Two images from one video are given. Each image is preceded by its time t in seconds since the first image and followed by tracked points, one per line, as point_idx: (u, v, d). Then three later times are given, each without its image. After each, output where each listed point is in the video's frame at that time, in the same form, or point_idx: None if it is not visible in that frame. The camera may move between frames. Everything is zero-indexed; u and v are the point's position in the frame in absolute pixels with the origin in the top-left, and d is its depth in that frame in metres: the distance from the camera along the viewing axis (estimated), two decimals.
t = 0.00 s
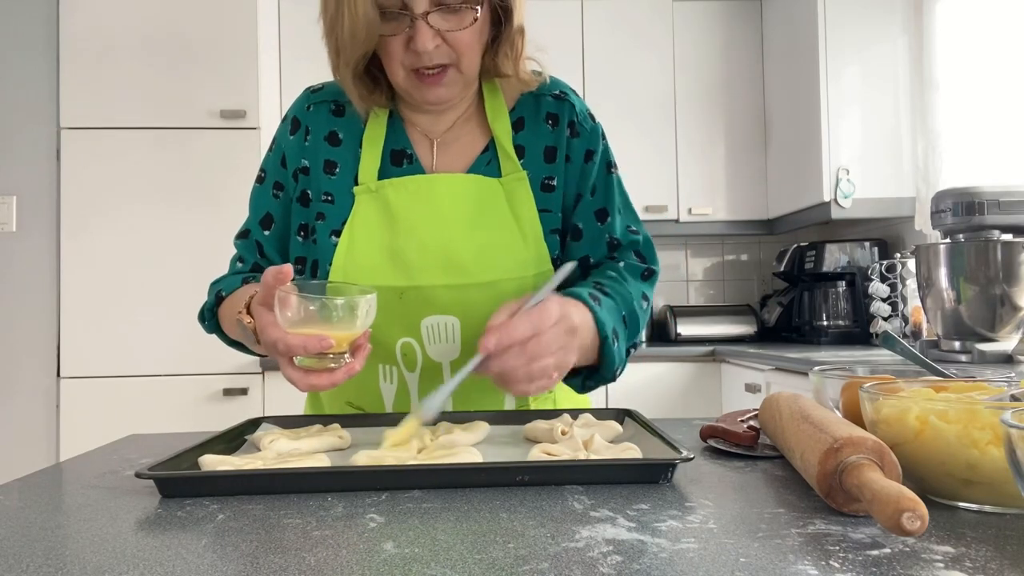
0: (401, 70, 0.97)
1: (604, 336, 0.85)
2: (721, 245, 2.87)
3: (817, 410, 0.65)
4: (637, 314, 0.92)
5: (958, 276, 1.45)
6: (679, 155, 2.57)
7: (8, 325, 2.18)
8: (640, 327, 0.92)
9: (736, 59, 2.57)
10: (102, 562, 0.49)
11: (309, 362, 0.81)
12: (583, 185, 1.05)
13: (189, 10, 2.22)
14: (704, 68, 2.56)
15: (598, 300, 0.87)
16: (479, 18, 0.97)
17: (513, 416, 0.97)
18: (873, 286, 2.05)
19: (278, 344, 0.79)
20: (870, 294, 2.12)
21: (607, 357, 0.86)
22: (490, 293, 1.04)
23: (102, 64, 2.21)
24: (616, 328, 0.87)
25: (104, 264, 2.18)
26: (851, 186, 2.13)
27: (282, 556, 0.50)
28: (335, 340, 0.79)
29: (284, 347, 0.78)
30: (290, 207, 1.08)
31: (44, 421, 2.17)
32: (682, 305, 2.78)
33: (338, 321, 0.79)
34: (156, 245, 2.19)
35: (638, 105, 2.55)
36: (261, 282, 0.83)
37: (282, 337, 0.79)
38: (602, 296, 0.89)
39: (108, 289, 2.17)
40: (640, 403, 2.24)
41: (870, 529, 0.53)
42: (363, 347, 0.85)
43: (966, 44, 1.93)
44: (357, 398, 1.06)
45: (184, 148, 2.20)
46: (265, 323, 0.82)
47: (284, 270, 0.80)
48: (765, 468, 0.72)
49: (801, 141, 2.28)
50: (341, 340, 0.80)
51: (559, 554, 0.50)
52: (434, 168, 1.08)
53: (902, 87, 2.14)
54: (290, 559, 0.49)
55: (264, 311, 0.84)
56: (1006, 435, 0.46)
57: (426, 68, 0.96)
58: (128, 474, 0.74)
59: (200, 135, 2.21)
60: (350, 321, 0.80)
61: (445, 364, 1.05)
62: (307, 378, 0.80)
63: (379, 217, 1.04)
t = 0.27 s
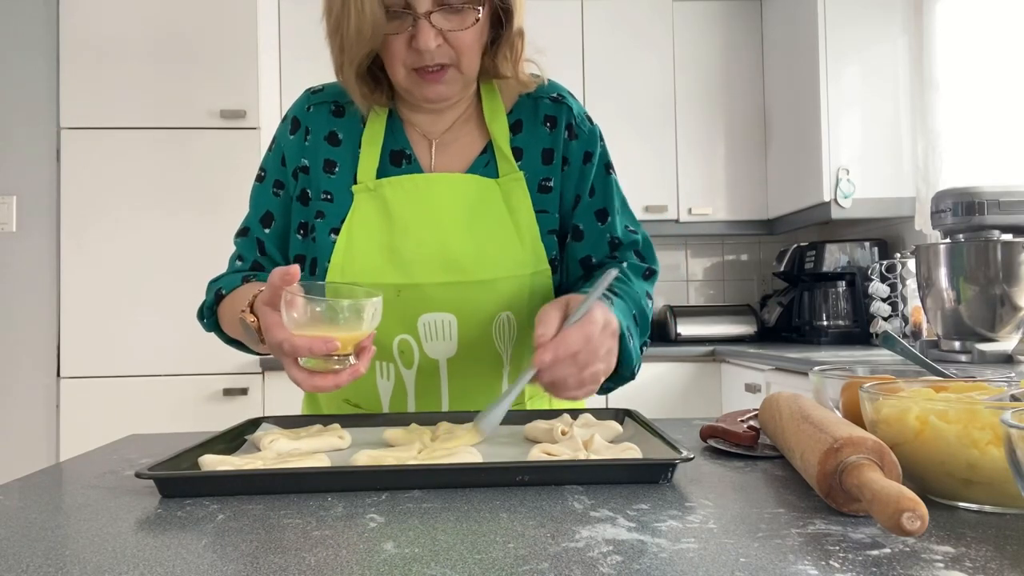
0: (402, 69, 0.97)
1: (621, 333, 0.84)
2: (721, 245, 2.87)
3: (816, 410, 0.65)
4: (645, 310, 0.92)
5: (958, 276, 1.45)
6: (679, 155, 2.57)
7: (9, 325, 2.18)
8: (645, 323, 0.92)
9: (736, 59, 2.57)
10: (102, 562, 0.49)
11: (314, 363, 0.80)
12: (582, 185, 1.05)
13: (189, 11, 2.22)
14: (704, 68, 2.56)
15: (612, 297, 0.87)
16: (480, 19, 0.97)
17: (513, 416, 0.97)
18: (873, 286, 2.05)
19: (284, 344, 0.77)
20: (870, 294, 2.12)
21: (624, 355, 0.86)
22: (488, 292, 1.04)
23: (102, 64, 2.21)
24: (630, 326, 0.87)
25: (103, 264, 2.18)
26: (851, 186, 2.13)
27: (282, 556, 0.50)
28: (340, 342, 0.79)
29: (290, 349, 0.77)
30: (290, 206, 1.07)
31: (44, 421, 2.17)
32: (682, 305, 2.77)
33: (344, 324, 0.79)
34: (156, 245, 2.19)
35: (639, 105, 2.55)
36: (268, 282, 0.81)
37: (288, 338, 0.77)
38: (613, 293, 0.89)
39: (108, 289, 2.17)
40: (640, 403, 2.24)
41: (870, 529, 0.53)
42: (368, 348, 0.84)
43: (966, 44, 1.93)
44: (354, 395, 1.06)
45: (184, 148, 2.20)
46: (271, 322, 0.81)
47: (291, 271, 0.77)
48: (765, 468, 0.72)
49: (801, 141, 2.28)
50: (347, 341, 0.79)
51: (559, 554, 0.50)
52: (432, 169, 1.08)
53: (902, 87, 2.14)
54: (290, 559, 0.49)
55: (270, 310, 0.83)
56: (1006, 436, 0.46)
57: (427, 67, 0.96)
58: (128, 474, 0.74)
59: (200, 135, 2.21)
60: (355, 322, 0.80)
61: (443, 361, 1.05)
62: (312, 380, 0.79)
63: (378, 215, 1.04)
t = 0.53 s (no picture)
0: (399, 70, 0.97)
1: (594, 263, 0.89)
2: (721, 245, 2.87)
3: (816, 410, 0.65)
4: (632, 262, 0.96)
5: (958, 275, 1.45)
6: (680, 155, 2.57)
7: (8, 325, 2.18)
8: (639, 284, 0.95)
9: (736, 59, 2.57)
10: (102, 562, 0.49)
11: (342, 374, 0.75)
12: (584, 182, 1.06)
13: (189, 10, 2.22)
14: (704, 69, 2.56)
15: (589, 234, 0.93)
16: (478, 24, 0.97)
17: (513, 415, 0.97)
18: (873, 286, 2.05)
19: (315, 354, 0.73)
20: (870, 294, 2.12)
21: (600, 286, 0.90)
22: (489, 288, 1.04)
23: (102, 64, 2.21)
24: (608, 262, 0.92)
25: (103, 265, 2.18)
26: (851, 186, 2.13)
27: (282, 556, 0.50)
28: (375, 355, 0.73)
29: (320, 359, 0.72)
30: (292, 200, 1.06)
31: (44, 421, 2.17)
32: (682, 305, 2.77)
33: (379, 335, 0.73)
34: (156, 245, 2.19)
35: (639, 105, 2.55)
36: (298, 288, 0.80)
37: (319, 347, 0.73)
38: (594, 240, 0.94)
39: (108, 289, 2.17)
40: (640, 403, 2.24)
41: (870, 529, 0.53)
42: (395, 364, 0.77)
43: (967, 44, 1.93)
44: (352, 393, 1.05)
45: (184, 148, 2.20)
46: (298, 330, 0.77)
47: (329, 279, 0.78)
48: (765, 468, 0.72)
49: (801, 141, 2.28)
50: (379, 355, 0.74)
51: (559, 554, 0.50)
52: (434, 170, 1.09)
53: (902, 86, 2.14)
54: (290, 559, 0.49)
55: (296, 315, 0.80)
56: (1006, 435, 0.46)
57: (424, 69, 0.96)
58: (128, 474, 0.74)
59: (200, 135, 2.21)
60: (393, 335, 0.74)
61: (440, 358, 1.03)
62: (340, 392, 0.74)
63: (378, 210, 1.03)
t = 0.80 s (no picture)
0: (410, 68, 0.97)
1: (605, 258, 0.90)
2: (721, 244, 2.86)
3: (816, 410, 0.65)
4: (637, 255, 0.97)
5: (958, 275, 1.45)
6: (680, 155, 2.57)
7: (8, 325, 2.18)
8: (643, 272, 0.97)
9: (736, 59, 2.57)
10: (102, 562, 0.49)
11: (396, 377, 0.71)
12: (580, 178, 1.08)
13: (189, 10, 2.22)
14: (704, 68, 2.56)
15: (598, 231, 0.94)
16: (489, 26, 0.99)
17: (514, 415, 0.97)
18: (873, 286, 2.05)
19: (372, 357, 0.69)
20: (870, 294, 2.12)
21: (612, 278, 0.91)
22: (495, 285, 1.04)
23: (102, 64, 2.21)
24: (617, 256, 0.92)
25: (103, 265, 2.18)
26: (851, 186, 2.13)
27: (282, 556, 0.50)
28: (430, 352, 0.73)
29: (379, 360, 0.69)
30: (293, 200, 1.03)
31: (44, 421, 2.17)
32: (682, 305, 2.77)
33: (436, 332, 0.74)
34: (156, 245, 2.19)
35: (638, 105, 2.55)
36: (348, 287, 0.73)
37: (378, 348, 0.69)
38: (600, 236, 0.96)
39: (108, 289, 2.17)
40: (641, 402, 2.24)
41: (870, 529, 0.53)
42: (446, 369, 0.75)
43: (967, 44, 1.93)
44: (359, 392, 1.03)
45: (184, 148, 2.20)
46: (346, 332, 0.72)
47: (386, 280, 0.71)
48: (765, 468, 0.72)
49: (801, 141, 2.28)
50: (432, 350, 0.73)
51: (559, 554, 0.50)
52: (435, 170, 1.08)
53: (901, 86, 2.14)
54: (290, 559, 0.49)
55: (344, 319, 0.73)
56: (1006, 435, 0.46)
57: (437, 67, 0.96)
58: (128, 474, 0.74)
59: (200, 135, 2.21)
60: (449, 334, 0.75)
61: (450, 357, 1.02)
62: (396, 396, 0.70)
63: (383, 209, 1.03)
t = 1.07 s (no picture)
0: (415, 64, 0.97)
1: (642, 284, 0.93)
2: (721, 244, 2.87)
3: (816, 410, 0.65)
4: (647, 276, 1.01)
5: (958, 275, 1.45)
6: (680, 155, 2.57)
7: (8, 325, 2.18)
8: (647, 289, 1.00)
9: (736, 59, 2.57)
10: (102, 562, 0.49)
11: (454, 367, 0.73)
12: (581, 183, 1.10)
13: (189, 10, 2.22)
14: (704, 68, 2.56)
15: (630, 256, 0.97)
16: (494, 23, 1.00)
17: (514, 415, 0.97)
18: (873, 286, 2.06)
19: (437, 348, 0.67)
20: (870, 294, 2.12)
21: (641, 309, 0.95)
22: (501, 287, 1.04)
23: (102, 64, 2.21)
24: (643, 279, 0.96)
25: (103, 265, 2.18)
26: (851, 186, 2.13)
27: (281, 556, 0.50)
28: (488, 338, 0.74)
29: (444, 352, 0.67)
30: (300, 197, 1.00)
31: (44, 421, 2.17)
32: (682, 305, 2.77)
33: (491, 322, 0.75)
34: (156, 245, 2.19)
35: (638, 105, 2.55)
36: (397, 279, 0.68)
37: (443, 340, 0.67)
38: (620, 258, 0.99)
39: (108, 289, 2.17)
40: (641, 402, 2.23)
41: (870, 529, 0.53)
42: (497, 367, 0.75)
43: (966, 45, 1.93)
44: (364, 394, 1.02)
45: (184, 148, 2.20)
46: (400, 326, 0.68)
47: (441, 270, 0.65)
48: (765, 468, 0.72)
49: (801, 141, 2.28)
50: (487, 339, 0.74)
51: (559, 554, 0.50)
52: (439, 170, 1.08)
53: (901, 86, 2.14)
54: (290, 559, 0.49)
55: (397, 315, 0.69)
56: (1006, 435, 0.46)
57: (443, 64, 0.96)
58: (128, 474, 0.74)
59: (200, 135, 2.21)
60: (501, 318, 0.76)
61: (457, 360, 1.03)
62: (456, 385, 0.69)
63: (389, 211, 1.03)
